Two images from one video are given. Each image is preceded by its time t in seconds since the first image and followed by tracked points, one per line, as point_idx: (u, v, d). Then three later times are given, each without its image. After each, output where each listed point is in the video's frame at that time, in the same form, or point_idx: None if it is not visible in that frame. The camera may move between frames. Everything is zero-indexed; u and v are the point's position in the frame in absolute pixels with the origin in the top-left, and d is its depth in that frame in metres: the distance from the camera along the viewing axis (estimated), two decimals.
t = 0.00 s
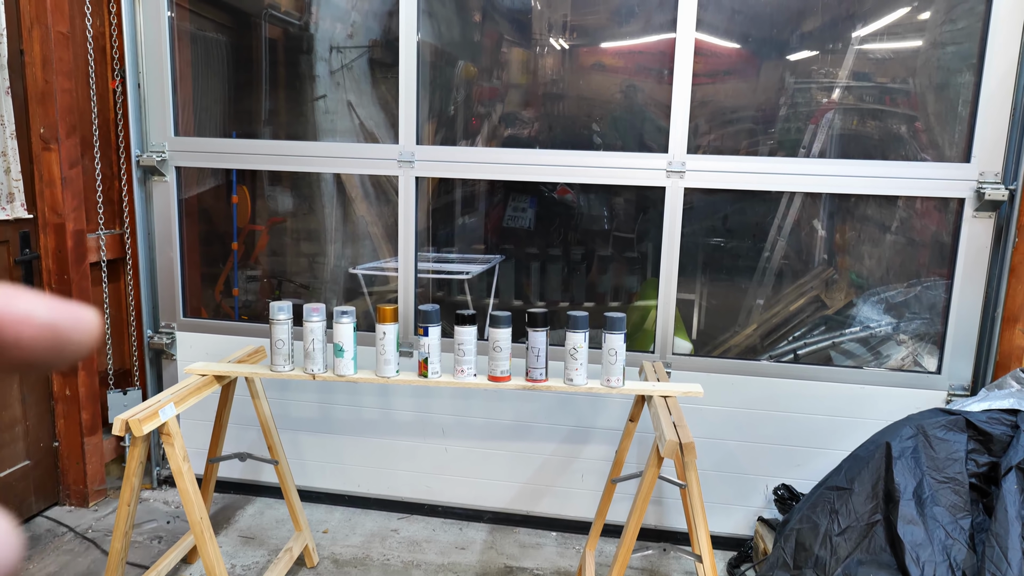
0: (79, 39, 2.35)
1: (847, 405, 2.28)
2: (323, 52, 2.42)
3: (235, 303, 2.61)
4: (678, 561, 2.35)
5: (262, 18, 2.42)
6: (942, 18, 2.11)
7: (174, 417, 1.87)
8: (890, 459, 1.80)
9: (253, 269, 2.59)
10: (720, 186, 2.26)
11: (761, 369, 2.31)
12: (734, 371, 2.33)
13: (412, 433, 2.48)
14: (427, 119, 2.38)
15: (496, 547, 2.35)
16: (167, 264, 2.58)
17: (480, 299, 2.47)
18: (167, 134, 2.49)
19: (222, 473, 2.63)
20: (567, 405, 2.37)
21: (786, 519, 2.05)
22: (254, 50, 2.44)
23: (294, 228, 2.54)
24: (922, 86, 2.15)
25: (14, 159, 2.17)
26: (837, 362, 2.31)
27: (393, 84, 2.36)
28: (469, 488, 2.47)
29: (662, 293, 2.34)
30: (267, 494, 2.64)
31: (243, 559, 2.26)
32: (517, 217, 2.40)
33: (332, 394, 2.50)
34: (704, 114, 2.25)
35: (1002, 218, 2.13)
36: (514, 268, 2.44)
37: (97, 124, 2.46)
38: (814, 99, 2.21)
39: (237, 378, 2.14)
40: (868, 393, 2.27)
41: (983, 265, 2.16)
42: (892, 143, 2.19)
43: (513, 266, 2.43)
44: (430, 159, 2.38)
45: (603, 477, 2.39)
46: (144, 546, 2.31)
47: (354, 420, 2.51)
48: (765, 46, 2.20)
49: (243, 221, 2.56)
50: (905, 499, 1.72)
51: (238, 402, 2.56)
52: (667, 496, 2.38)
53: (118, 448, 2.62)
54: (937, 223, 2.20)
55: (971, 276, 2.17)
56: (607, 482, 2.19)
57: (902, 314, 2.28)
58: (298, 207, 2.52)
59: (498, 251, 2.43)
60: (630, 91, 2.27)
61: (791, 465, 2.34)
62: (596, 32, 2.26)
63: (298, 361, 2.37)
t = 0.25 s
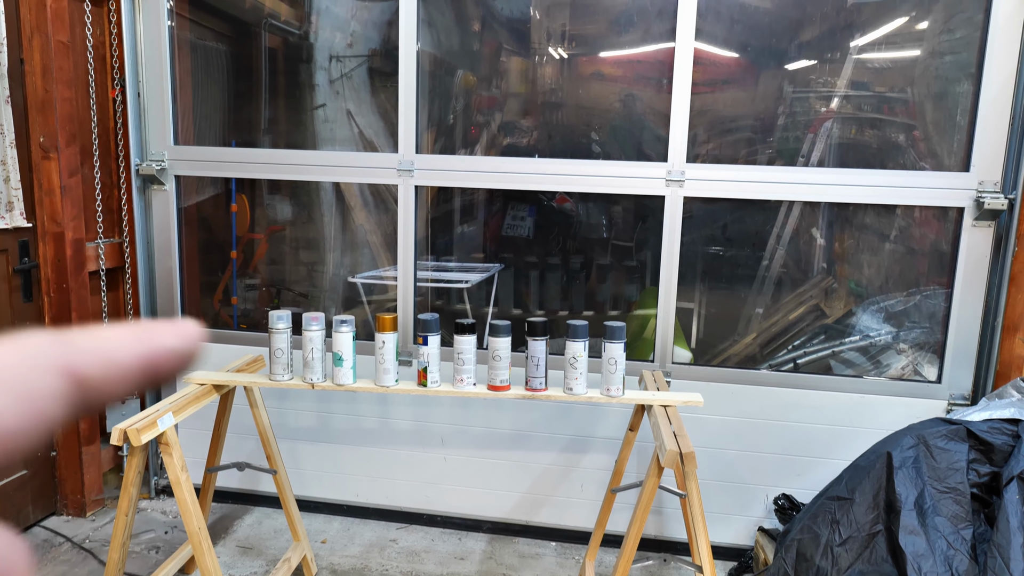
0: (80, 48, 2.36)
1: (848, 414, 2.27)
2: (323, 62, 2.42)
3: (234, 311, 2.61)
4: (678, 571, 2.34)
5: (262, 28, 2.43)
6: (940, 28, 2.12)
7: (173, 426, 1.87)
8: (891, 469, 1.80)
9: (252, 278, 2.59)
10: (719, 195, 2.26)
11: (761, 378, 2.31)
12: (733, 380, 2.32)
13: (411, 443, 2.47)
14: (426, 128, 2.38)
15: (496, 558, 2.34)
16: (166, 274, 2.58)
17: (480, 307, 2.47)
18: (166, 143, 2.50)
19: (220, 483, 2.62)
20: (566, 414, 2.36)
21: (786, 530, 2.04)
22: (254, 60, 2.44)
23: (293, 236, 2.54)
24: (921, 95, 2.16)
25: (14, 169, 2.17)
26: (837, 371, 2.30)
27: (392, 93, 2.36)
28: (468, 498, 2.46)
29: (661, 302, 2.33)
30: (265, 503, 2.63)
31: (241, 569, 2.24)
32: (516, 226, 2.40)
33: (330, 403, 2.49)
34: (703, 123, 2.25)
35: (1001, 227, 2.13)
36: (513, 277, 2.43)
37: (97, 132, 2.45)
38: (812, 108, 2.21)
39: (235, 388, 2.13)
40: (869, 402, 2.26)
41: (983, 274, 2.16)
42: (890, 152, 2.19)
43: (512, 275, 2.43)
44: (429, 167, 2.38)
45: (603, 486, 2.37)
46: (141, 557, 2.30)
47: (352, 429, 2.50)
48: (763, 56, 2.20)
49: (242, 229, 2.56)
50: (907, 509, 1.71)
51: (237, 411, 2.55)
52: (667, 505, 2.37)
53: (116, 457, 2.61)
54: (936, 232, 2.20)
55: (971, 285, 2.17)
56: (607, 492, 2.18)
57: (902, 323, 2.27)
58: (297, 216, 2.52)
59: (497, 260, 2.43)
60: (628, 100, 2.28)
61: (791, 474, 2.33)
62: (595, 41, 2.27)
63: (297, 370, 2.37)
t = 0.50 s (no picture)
0: (79, 57, 2.35)
1: (847, 423, 2.28)
2: (323, 70, 2.43)
3: (233, 319, 2.61)
4: None
5: (262, 37, 2.43)
6: (937, 39, 2.13)
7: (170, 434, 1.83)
8: (890, 478, 1.80)
9: (250, 286, 2.59)
10: (718, 204, 2.26)
11: (760, 386, 2.31)
12: (732, 389, 2.32)
13: (410, 451, 2.46)
14: (426, 137, 2.39)
15: (494, 567, 2.33)
16: (164, 282, 2.58)
17: (479, 316, 2.47)
18: (166, 151, 2.51)
19: (218, 492, 2.61)
20: (565, 423, 2.36)
21: (785, 539, 2.04)
22: (255, 68, 2.45)
23: (292, 245, 2.54)
24: (918, 105, 2.17)
25: (13, 177, 2.16)
26: (836, 380, 2.31)
27: (392, 102, 2.37)
28: (467, 507, 2.45)
29: (661, 310, 2.33)
30: (263, 512, 2.62)
31: None
32: (515, 234, 2.40)
33: (329, 412, 2.49)
34: (702, 132, 2.26)
35: (999, 236, 2.13)
36: (512, 285, 2.43)
37: (96, 142, 2.44)
38: (810, 118, 2.22)
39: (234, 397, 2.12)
40: (867, 411, 2.26)
41: (981, 283, 2.16)
42: (889, 162, 2.20)
43: (512, 283, 2.43)
44: (428, 176, 2.38)
45: (602, 495, 2.37)
46: (138, 566, 2.28)
47: (351, 438, 2.49)
48: (761, 66, 2.21)
49: (241, 237, 2.55)
50: (906, 518, 1.71)
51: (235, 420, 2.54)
52: (666, 515, 2.37)
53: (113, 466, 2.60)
54: (934, 241, 2.21)
55: (969, 294, 2.17)
56: (606, 501, 2.18)
57: (900, 332, 2.28)
58: (297, 224, 2.52)
59: (496, 268, 2.43)
60: (627, 109, 2.28)
61: (790, 483, 2.33)
62: (595, 51, 2.27)
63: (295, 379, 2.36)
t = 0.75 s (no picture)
0: (75, 56, 2.33)
1: (843, 424, 2.29)
2: (321, 71, 2.42)
3: (230, 320, 2.60)
4: None
5: (260, 37, 2.42)
6: (934, 42, 2.14)
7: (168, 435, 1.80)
8: (886, 479, 1.81)
9: (248, 287, 2.58)
10: (715, 206, 2.27)
11: (757, 387, 2.32)
12: (730, 390, 2.33)
13: (408, 452, 2.46)
14: (425, 138, 2.39)
15: (492, 568, 2.33)
16: (161, 283, 2.57)
17: (477, 317, 2.47)
18: (163, 151, 2.49)
19: (214, 493, 2.60)
20: (564, 424, 2.36)
21: (781, 539, 2.05)
22: (253, 69, 2.44)
23: (290, 246, 2.53)
24: (916, 108, 2.18)
25: (8, 177, 2.13)
26: (833, 381, 2.32)
27: (391, 103, 2.36)
28: (465, 508, 2.46)
29: (658, 312, 2.34)
30: (260, 514, 2.61)
31: None
32: (514, 236, 2.40)
33: (327, 413, 2.48)
34: (700, 134, 2.26)
35: (994, 239, 2.14)
36: (510, 286, 2.43)
37: (92, 141, 2.43)
38: (808, 120, 2.23)
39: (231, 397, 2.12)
40: (864, 412, 2.27)
41: (977, 285, 2.18)
42: (886, 164, 2.21)
43: (510, 284, 2.43)
44: (427, 177, 2.38)
45: (600, 496, 2.38)
46: (134, 568, 2.27)
47: (349, 439, 2.49)
48: (759, 68, 2.22)
49: (239, 238, 2.54)
50: (901, 519, 1.72)
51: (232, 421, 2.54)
52: (664, 515, 2.37)
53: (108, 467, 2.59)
54: (931, 243, 2.22)
55: (964, 296, 2.19)
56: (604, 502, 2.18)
57: (897, 334, 2.29)
58: (295, 225, 2.51)
59: (494, 269, 2.43)
60: (626, 111, 2.29)
61: (787, 484, 2.34)
62: (594, 53, 2.28)
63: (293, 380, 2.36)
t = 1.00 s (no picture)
0: (65, 56, 2.35)
1: (834, 425, 2.29)
2: (313, 71, 2.41)
3: (221, 321, 2.59)
4: None
5: (251, 36, 2.42)
6: (924, 44, 2.15)
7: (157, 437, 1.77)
8: (876, 479, 1.81)
9: (239, 287, 2.57)
10: (707, 207, 2.27)
11: (748, 388, 2.32)
12: (721, 391, 2.34)
13: (399, 453, 2.46)
14: (416, 138, 2.38)
15: (483, 569, 2.33)
16: (152, 283, 2.56)
17: (469, 317, 2.46)
18: (154, 151, 2.48)
19: (205, 494, 2.59)
20: (555, 425, 2.36)
21: (772, 540, 2.05)
22: (243, 69, 2.43)
23: (281, 246, 2.53)
24: (905, 110, 2.19)
25: None
26: (823, 382, 2.32)
27: (382, 104, 2.36)
28: (456, 508, 2.45)
29: (650, 312, 2.34)
30: (251, 514, 2.61)
31: None
32: (505, 236, 2.40)
33: (318, 413, 2.48)
34: (691, 135, 2.27)
35: (984, 240, 2.15)
36: (502, 287, 2.43)
37: (82, 140, 2.44)
38: (799, 122, 2.23)
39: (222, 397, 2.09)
40: (854, 413, 2.28)
41: (966, 286, 2.19)
42: (876, 166, 2.22)
43: (502, 285, 2.43)
44: (419, 178, 2.38)
45: (591, 497, 2.38)
46: (124, 569, 2.27)
47: (340, 440, 2.48)
48: (750, 70, 2.23)
49: (229, 238, 2.54)
50: (892, 519, 1.73)
51: (224, 422, 2.53)
52: (655, 516, 2.38)
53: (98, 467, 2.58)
54: (920, 245, 2.23)
55: (954, 297, 2.20)
56: (595, 503, 2.18)
57: (887, 335, 2.30)
58: (286, 225, 2.51)
59: (486, 270, 2.43)
60: (617, 112, 2.29)
61: (778, 485, 2.35)
62: (585, 54, 2.28)
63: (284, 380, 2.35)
